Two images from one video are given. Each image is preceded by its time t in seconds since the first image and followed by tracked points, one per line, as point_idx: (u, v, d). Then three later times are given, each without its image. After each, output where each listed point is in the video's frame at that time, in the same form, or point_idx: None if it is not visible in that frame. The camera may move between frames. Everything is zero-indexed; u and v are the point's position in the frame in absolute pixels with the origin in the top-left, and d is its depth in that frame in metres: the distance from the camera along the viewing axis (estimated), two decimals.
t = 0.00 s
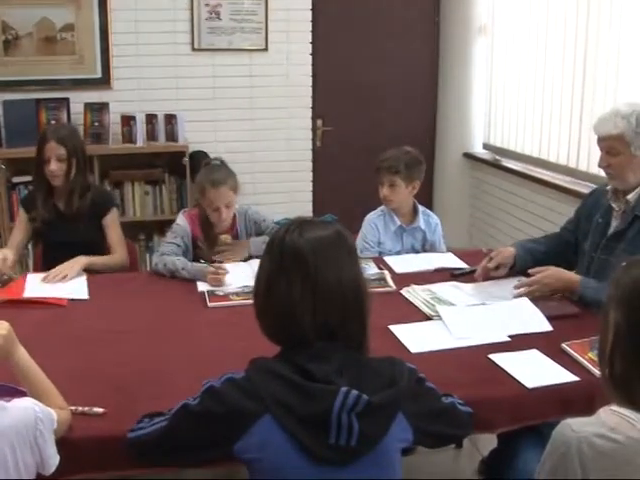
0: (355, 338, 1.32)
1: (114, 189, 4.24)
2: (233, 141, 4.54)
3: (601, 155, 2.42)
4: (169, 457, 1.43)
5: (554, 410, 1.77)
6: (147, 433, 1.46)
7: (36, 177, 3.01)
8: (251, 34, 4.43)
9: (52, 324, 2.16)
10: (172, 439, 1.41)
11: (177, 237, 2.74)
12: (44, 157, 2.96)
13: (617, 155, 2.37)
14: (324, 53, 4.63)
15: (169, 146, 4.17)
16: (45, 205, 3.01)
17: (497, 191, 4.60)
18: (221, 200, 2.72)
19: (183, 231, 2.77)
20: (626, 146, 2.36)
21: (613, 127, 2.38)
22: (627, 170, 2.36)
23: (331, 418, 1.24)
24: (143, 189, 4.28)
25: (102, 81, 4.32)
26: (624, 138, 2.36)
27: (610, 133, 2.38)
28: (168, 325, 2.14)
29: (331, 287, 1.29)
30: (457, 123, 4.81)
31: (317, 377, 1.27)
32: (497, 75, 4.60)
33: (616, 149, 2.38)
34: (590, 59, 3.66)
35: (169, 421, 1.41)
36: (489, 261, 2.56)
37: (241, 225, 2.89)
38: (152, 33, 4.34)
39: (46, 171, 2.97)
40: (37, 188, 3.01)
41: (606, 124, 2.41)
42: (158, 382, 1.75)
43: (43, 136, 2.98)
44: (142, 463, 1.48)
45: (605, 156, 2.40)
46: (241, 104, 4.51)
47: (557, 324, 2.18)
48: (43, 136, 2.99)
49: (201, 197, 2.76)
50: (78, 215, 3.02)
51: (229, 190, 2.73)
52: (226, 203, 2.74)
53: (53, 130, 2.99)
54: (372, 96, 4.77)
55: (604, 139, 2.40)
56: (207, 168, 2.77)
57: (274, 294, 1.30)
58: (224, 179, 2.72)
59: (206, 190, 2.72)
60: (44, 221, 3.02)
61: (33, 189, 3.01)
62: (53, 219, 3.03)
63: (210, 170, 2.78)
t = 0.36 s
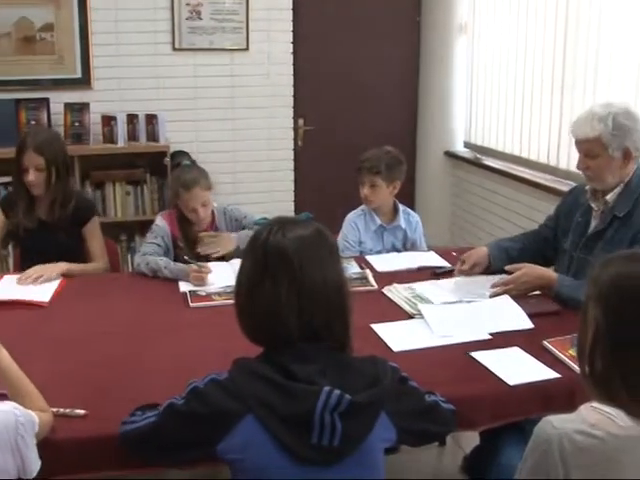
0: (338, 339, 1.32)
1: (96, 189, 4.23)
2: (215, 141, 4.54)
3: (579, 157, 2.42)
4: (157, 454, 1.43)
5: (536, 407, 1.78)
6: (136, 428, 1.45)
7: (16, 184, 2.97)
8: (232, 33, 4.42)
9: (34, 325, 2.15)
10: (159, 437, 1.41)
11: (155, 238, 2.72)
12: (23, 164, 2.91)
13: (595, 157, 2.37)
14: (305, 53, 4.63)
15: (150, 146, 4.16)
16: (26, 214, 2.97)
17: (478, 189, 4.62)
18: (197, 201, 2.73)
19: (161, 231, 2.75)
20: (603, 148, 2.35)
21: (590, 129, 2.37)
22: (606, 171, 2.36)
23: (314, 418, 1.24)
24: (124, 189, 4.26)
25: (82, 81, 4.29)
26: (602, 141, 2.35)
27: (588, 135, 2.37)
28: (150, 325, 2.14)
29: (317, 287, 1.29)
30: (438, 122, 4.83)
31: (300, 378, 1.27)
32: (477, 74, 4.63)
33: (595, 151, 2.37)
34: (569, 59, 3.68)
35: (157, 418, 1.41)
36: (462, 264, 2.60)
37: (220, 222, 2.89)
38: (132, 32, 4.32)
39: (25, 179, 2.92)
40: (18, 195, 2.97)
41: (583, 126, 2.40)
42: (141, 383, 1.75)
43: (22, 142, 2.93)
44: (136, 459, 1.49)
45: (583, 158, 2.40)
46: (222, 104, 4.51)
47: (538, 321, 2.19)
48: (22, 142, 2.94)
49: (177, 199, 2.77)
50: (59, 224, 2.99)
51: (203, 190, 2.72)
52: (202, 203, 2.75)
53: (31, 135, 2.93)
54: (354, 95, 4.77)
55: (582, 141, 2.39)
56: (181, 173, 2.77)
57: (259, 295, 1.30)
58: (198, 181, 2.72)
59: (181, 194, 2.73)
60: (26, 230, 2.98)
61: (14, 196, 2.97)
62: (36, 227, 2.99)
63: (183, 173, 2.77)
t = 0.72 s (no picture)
0: (321, 336, 1.32)
1: (80, 189, 4.22)
2: (200, 140, 4.53)
3: (562, 157, 2.42)
4: (143, 454, 1.43)
5: (520, 403, 1.79)
6: (123, 429, 1.45)
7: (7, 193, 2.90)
8: (216, 32, 4.41)
9: (17, 326, 2.14)
10: (145, 437, 1.41)
11: (140, 239, 2.72)
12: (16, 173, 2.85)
13: (578, 157, 2.37)
14: (289, 51, 4.63)
15: (134, 146, 4.14)
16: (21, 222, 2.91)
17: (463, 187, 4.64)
18: (180, 201, 2.71)
19: (146, 233, 2.75)
20: (587, 148, 2.36)
21: (573, 129, 2.37)
22: (589, 170, 2.37)
23: (296, 414, 1.24)
24: (108, 189, 4.25)
25: (65, 80, 4.27)
26: (585, 141, 2.35)
27: (571, 135, 2.37)
28: (134, 325, 2.13)
29: (298, 284, 1.30)
30: (422, 120, 4.84)
31: (283, 374, 1.27)
32: (462, 73, 4.64)
33: (578, 151, 2.37)
34: (553, 58, 3.70)
35: (142, 418, 1.41)
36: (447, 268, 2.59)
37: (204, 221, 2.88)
38: (116, 31, 4.30)
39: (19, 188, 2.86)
40: (10, 204, 2.89)
41: (566, 126, 2.40)
42: (125, 383, 1.74)
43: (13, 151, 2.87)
44: (123, 459, 1.48)
45: (566, 158, 2.40)
46: (207, 103, 4.50)
47: (522, 318, 2.20)
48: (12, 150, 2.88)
49: (160, 199, 2.75)
50: (54, 227, 2.96)
51: (186, 190, 2.71)
52: (185, 202, 2.73)
53: (21, 141, 2.88)
54: (338, 94, 4.78)
55: (564, 141, 2.39)
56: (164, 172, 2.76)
57: (239, 292, 1.30)
58: (182, 181, 2.71)
59: (163, 193, 2.71)
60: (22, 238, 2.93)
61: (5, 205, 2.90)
62: (31, 234, 2.94)
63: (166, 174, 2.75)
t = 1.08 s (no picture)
0: (308, 334, 1.33)
1: (66, 188, 4.20)
2: (187, 138, 4.52)
3: (544, 157, 2.43)
4: (130, 454, 1.43)
5: (506, 399, 1.80)
6: (110, 430, 1.44)
7: None
8: (202, 30, 4.40)
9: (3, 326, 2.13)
10: (131, 437, 1.40)
11: (126, 237, 2.71)
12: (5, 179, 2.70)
13: (561, 157, 2.38)
14: (275, 49, 4.63)
15: (120, 145, 4.13)
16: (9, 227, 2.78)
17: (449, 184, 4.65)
18: (168, 197, 2.73)
19: (133, 231, 2.74)
20: (570, 148, 2.36)
21: (555, 130, 2.37)
22: (572, 169, 2.38)
23: (284, 412, 1.25)
24: (94, 188, 4.24)
25: (51, 78, 4.25)
26: (567, 141, 2.36)
27: (552, 136, 2.38)
28: (121, 324, 2.13)
29: (285, 282, 1.30)
30: (409, 118, 4.85)
31: (270, 372, 1.27)
32: (448, 70, 4.65)
33: (560, 151, 2.38)
34: (538, 55, 3.71)
35: (129, 419, 1.40)
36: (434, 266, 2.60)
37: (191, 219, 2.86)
38: (102, 29, 4.29)
39: (8, 193, 2.72)
40: None
41: (547, 126, 2.40)
42: (111, 383, 1.74)
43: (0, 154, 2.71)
44: (110, 460, 1.48)
45: (549, 158, 2.41)
46: (193, 102, 4.49)
47: (508, 315, 2.21)
48: None
49: (147, 196, 2.77)
50: (43, 232, 2.83)
51: (174, 185, 2.73)
52: (173, 198, 2.74)
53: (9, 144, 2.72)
54: (324, 92, 4.78)
55: (547, 142, 2.39)
56: (153, 169, 2.79)
57: (227, 291, 1.30)
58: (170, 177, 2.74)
59: (151, 190, 2.73)
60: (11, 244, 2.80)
61: None
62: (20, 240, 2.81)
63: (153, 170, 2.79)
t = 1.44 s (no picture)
0: (295, 331, 1.33)
1: (53, 186, 4.19)
2: (175, 136, 4.51)
3: (528, 156, 2.43)
4: (119, 454, 1.42)
5: (494, 396, 1.80)
6: (99, 430, 1.44)
7: None
8: (190, 27, 4.40)
9: None
10: (120, 437, 1.40)
11: (115, 235, 2.70)
12: None
13: (545, 157, 2.38)
14: (263, 47, 4.62)
15: (107, 143, 4.11)
16: None
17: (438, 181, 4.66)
18: (155, 192, 2.71)
19: (121, 229, 2.74)
20: (552, 148, 2.36)
21: (537, 131, 2.37)
22: (556, 169, 2.38)
23: (272, 410, 1.25)
24: (82, 186, 4.23)
25: (38, 76, 4.23)
26: (549, 141, 2.36)
27: (535, 137, 2.37)
28: (109, 323, 2.12)
29: (273, 280, 1.30)
30: (397, 115, 4.85)
31: (258, 370, 1.27)
32: (436, 67, 4.65)
33: (544, 151, 2.38)
34: (526, 51, 3.72)
35: (118, 419, 1.40)
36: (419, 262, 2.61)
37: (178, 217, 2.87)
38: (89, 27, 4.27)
39: None
40: None
41: (530, 127, 2.40)
42: (100, 382, 1.73)
43: None
44: (99, 459, 1.48)
45: (532, 158, 2.41)
46: (182, 100, 4.48)
47: (497, 312, 2.22)
48: None
49: (136, 190, 2.75)
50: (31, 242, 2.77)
51: (161, 180, 2.71)
52: (160, 194, 2.72)
53: None
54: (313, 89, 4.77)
55: (530, 142, 2.40)
56: (143, 163, 2.78)
57: (214, 289, 1.30)
58: (158, 171, 2.72)
59: (139, 183, 2.72)
60: None
61: None
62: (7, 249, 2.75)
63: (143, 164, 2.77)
